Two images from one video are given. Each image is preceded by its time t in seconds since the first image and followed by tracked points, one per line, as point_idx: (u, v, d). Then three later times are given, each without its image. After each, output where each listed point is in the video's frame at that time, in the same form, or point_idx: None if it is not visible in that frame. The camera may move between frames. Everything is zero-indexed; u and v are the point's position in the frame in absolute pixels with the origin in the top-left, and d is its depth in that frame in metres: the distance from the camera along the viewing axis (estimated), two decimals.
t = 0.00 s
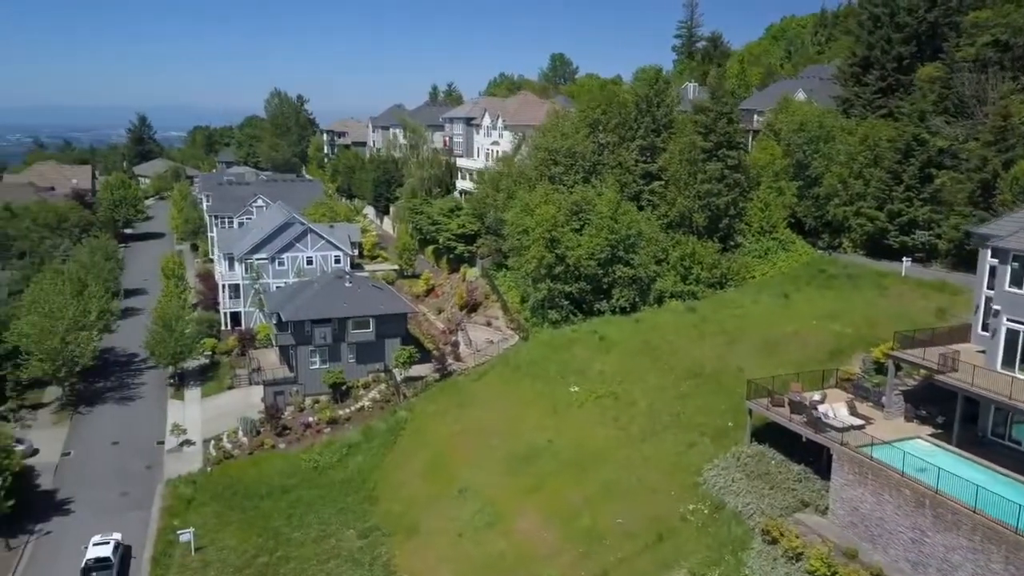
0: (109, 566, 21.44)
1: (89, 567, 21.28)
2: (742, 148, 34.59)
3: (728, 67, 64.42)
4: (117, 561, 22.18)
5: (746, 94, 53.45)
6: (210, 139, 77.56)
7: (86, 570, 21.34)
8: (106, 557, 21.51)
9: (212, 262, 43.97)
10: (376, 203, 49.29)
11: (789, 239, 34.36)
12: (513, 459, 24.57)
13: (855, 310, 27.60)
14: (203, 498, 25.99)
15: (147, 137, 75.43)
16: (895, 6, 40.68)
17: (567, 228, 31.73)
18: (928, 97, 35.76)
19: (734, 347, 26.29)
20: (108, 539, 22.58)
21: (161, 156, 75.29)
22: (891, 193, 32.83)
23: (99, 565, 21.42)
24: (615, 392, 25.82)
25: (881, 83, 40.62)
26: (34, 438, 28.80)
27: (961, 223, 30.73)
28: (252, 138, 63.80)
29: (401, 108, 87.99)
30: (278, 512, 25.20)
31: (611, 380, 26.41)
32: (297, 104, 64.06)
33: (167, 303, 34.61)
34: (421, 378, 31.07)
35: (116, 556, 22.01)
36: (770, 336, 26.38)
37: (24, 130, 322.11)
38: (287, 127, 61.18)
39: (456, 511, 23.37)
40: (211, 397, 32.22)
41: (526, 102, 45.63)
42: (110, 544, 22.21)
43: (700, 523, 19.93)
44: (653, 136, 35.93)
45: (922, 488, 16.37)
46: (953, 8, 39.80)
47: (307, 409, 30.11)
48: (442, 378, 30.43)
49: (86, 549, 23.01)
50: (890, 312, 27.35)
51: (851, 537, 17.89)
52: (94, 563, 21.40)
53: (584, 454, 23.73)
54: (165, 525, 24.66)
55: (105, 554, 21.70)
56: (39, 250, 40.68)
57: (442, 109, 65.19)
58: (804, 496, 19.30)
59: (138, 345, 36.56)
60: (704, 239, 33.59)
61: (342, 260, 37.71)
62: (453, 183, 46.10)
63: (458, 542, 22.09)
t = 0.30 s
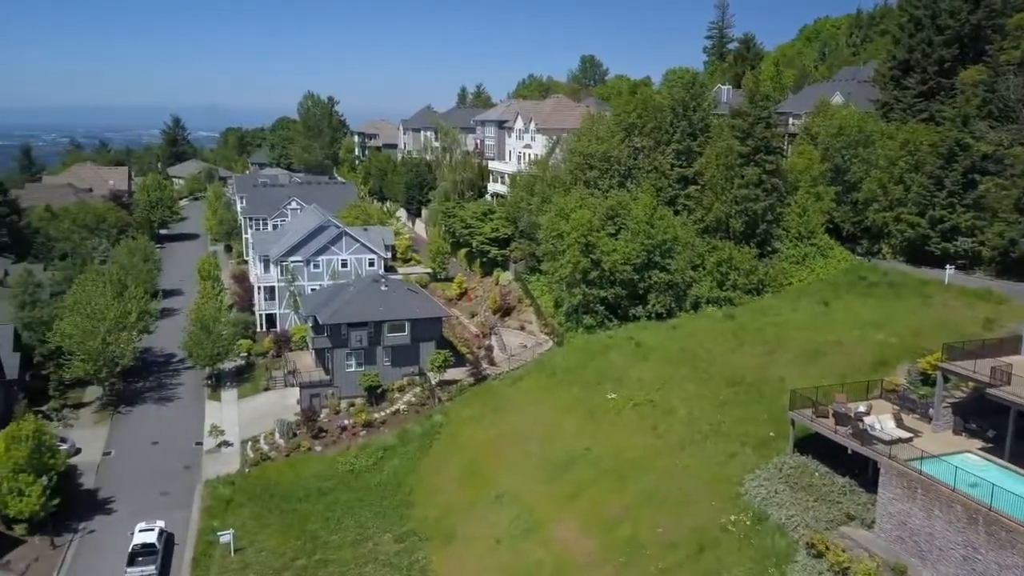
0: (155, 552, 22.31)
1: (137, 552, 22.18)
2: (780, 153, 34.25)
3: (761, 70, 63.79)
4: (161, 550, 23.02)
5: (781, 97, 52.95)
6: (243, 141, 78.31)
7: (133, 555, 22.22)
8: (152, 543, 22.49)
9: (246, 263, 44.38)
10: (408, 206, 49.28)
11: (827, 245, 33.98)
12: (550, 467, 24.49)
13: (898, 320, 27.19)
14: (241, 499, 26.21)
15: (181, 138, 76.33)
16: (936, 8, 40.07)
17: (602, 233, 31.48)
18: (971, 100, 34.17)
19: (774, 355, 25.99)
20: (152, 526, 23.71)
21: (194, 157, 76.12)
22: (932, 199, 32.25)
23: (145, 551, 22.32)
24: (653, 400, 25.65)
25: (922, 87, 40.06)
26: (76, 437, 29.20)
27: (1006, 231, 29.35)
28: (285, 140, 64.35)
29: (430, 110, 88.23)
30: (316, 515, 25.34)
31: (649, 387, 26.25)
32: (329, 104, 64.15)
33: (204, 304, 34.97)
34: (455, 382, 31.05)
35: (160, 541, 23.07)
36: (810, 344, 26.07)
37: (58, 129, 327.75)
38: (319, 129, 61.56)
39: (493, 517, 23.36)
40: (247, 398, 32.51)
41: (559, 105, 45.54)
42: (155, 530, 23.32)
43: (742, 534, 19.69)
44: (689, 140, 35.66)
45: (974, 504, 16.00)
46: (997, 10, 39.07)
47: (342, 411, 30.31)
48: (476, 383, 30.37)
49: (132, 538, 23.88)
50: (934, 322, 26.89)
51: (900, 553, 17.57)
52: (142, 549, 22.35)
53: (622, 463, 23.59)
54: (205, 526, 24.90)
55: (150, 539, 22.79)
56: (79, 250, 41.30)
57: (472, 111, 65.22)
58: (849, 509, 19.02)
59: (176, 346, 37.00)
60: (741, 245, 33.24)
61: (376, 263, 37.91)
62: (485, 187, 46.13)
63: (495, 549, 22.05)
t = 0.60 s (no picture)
0: (198, 540, 23.40)
1: (181, 540, 23.30)
2: (820, 158, 33.80)
3: (795, 72, 63.05)
4: (204, 537, 24.14)
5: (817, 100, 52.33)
6: (275, 143, 79.01)
7: (178, 543, 23.33)
8: (196, 531, 23.55)
9: (281, 265, 44.73)
10: (440, 209, 48.98)
11: (867, 251, 33.53)
12: (587, 474, 24.34)
13: (943, 330, 26.72)
14: (279, 501, 26.39)
15: (215, 140, 77.16)
16: (980, 10, 39.38)
17: (639, 238, 31.30)
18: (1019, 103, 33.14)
19: (816, 365, 25.72)
20: (195, 513, 24.74)
21: (228, 159, 76.91)
22: (976, 206, 31.50)
23: (189, 538, 23.44)
24: (692, 408, 25.49)
25: (965, 90, 39.27)
26: (117, 437, 29.64)
27: None
28: (317, 142, 64.81)
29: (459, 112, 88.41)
30: (353, 518, 25.45)
31: (687, 396, 26.05)
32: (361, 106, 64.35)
33: (241, 306, 35.32)
34: (490, 387, 30.98)
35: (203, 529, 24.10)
36: (853, 354, 25.78)
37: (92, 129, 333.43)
38: (352, 131, 61.84)
39: (530, 524, 23.29)
40: (284, 400, 32.76)
41: (593, 108, 45.36)
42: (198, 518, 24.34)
43: (786, 546, 19.42)
44: (727, 144, 35.25)
45: None
46: None
47: (378, 414, 30.43)
48: (511, 388, 30.31)
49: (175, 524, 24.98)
50: (980, 332, 26.39)
51: (951, 570, 17.19)
52: (185, 536, 23.44)
53: (661, 471, 23.39)
54: (244, 527, 25.11)
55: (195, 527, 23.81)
56: (119, 252, 41.90)
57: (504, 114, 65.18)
58: (897, 523, 18.67)
59: (213, 346, 37.40)
60: (779, 251, 32.85)
61: (410, 266, 38.03)
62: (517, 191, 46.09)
63: (533, 556, 21.94)
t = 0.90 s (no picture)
0: (239, 530, 24.00)
1: (222, 530, 23.85)
2: (860, 163, 33.31)
3: (830, 74, 62.24)
4: (245, 526, 24.82)
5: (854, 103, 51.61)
6: (306, 144, 79.62)
7: (219, 532, 23.95)
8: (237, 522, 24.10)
9: (314, 267, 45.06)
10: (472, 212, 49.18)
11: (908, 257, 32.97)
12: (625, 483, 24.19)
13: (989, 340, 26.23)
14: (316, 504, 26.54)
15: (247, 141, 77.87)
16: None
17: (675, 243, 31.08)
18: None
19: (858, 375, 25.41)
20: (235, 505, 25.29)
21: (260, 160, 77.65)
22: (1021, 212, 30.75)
23: (230, 528, 24.02)
24: (730, 416, 25.30)
25: (1010, 94, 38.31)
26: (156, 437, 30.02)
27: None
28: (349, 144, 65.19)
29: (489, 114, 88.49)
30: (389, 522, 25.48)
31: (726, 404, 25.86)
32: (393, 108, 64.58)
33: (277, 308, 35.64)
34: (525, 392, 30.87)
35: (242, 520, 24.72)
36: (896, 365, 25.44)
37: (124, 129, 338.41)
38: (384, 133, 61.99)
39: (567, 531, 23.16)
40: (318, 402, 32.97)
41: (626, 111, 45.09)
42: (238, 509, 24.94)
43: (830, 560, 19.12)
44: (764, 149, 34.99)
45: None
46: None
47: (413, 418, 30.48)
48: (545, 394, 30.18)
49: (216, 512, 25.82)
50: None
51: None
52: (226, 526, 24.02)
53: (700, 481, 23.18)
54: (281, 530, 25.28)
55: (234, 518, 24.51)
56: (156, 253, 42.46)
57: (534, 116, 64.95)
58: (945, 539, 18.31)
59: (249, 348, 37.78)
60: (818, 257, 32.48)
61: (444, 269, 38.12)
62: (549, 194, 45.97)
63: (570, 564, 21.80)
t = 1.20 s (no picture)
0: (277, 522, 24.80)
1: (261, 522, 24.66)
2: (900, 169, 32.63)
3: (866, 76, 61.33)
4: (282, 519, 25.61)
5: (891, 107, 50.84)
6: (336, 146, 80.04)
7: (258, 524, 24.77)
8: (275, 514, 24.89)
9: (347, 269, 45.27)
10: (502, 215, 49.08)
11: (950, 265, 32.17)
12: (662, 492, 24.02)
13: None
14: (352, 507, 26.62)
15: (278, 142, 78.45)
16: None
17: (712, 250, 30.90)
18: None
19: (900, 386, 25.13)
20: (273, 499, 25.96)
21: (291, 161, 78.21)
22: None
23: (268, 520, 24.80)
24: (769, 427, 25.07)
25: None
26: (194, 438, 30.37)
27: None
28: (380, 146, 65.48)
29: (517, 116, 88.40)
30: (423, 527, 25.40)
31: (765, 414, 25.66)
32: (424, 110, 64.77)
33: (312, 311, 35.94)
34: (559, 398, 30.74)
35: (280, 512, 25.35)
36: (940, 377, 25.09)
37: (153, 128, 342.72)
38: (415, 135, 61.91)
39: (604, 539, 22.96)
40: (352, 405, 33.13)
41: (660, 115, 44.81)
42: (276, 502, 25.61)
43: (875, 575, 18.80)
44: (801, 154, 34.54)
45: None
46: None
47: (446, 422, 30.49)
48: (580, 400, 30.02)
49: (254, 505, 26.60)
50: None
51: None
52: (265, 518, 24.78)
53: (739, 492, 22.95)
54: (318, 533, 25.41)
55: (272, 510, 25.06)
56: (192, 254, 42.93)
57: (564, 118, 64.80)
58: (994, 556, 17.80)
59: (283, 350, 38.11)
60: (856, 264, 32.03)
61: (476, 273, 38.20)
62: (581, 197, 45.85)
63: (607, 572, 21.62)
